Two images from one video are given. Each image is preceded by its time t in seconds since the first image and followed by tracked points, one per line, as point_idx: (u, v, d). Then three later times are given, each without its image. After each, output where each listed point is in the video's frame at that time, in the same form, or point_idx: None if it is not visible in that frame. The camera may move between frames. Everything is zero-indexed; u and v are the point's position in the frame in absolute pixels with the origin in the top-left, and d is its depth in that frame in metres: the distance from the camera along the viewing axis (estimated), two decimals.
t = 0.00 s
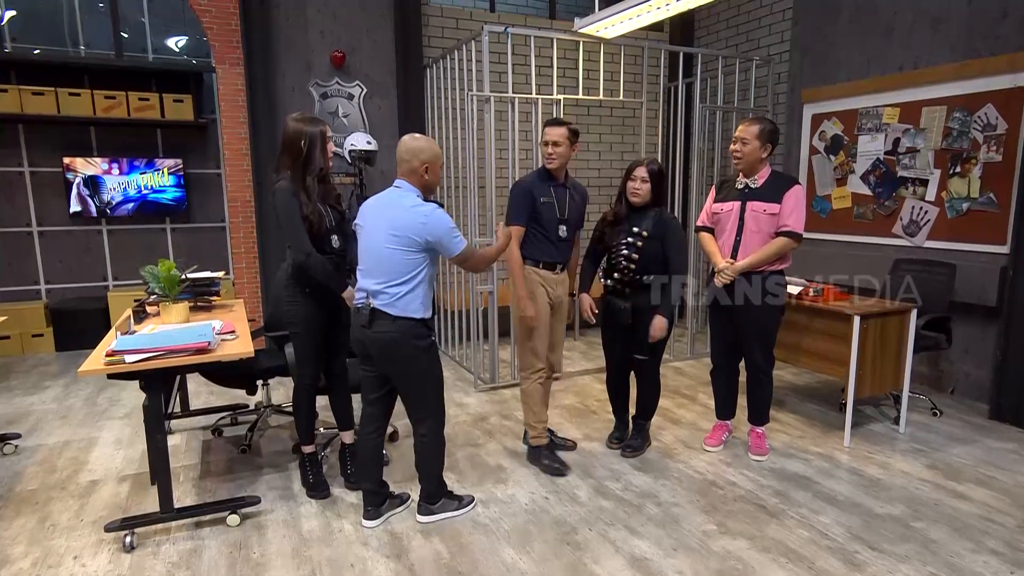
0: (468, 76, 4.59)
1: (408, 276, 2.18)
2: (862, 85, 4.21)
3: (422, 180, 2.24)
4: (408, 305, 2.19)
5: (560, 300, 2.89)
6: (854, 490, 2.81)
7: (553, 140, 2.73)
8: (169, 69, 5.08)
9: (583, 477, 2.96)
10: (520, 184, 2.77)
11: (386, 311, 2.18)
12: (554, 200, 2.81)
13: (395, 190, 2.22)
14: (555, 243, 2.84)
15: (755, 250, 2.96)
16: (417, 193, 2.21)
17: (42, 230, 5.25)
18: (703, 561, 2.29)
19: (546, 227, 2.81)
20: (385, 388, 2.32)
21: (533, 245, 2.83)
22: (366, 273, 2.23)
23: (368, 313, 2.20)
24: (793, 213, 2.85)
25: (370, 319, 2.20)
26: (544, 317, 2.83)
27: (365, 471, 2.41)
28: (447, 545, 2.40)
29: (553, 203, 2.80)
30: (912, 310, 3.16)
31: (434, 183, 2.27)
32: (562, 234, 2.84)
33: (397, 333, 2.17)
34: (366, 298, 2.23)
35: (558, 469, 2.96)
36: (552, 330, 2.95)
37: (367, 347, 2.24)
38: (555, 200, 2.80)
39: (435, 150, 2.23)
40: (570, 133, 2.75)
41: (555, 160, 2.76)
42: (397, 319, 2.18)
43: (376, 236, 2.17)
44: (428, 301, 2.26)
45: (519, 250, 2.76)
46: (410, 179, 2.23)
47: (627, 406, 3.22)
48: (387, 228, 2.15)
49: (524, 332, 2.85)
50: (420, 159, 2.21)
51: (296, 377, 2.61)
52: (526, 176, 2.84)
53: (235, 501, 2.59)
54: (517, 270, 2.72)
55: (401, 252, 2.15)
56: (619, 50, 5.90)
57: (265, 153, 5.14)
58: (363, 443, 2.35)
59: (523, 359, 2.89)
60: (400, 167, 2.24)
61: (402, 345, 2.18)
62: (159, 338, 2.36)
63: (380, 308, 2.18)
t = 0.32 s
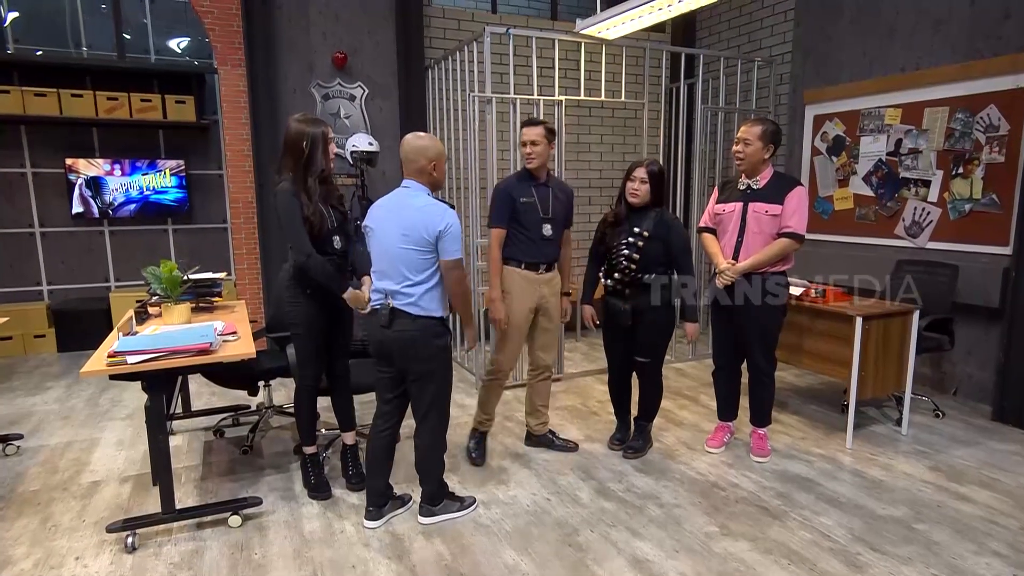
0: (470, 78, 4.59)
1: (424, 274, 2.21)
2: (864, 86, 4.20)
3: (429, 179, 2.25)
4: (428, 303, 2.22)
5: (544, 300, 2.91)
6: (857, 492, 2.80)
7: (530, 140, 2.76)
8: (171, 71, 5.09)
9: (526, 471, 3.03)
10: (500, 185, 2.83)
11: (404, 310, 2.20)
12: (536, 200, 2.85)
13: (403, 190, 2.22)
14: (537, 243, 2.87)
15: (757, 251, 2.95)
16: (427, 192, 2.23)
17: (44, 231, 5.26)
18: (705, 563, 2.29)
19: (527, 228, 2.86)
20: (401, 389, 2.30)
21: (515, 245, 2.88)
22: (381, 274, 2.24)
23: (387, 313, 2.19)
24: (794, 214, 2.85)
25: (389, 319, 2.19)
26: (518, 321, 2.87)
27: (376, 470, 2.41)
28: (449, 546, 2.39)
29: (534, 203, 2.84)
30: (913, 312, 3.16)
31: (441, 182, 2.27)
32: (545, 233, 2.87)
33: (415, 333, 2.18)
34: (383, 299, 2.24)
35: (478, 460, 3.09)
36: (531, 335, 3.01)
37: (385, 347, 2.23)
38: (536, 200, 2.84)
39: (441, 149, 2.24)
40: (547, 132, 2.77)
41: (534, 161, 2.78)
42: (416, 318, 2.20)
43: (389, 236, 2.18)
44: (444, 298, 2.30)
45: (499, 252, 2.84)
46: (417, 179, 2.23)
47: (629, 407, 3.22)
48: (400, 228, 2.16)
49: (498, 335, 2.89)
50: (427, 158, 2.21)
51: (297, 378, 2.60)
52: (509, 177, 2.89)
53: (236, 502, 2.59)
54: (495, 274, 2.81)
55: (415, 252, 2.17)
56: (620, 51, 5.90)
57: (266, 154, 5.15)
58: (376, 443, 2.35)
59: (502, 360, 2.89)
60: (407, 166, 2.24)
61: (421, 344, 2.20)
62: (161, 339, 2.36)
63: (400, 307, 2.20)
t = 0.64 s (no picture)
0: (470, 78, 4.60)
1: (412, 275, 2.20)
2: (866, 87, 4.20)
3: (422, 180, 2.25)
4: (415, 304, 2.21)
5: (515, 300, 2.98)
6: (857, 493, 2.80)
7: (483, 144, 2.81)
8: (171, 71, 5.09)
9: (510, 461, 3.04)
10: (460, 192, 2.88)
11: (389, 310, 2.22)
12: (495, 204, 2.90)
13: (394, 190, 2.24)
14: (501, 245, 2.93)
15: (757, 251, 2.95)
16: (417, 193, 2.22)
17: (46, 231, 5.27)
18: (706, 564, 2.28)
19: (490, 231, 2.91)
20: (394, 389, 2.31)
21: (480, 249, 2.94)
22: (372, 273, 2.28)
23: (378, 313, 2.22)
24: (796, 215, 2.84)
25: (381, 319, 2.21)
26: (491, 320, 2.95)
27: (376, 470, 2.41)
28: (450, 546, 2.39)
29: (494, 207, 2.89)
30: (914, 313, 3.17)
31: (434, 183, 2.27)
32: (508, 235, 2.93)
33: (410, 333, 2.20)
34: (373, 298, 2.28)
35: (466, 457, 3.14)
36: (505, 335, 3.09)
37: (377, 349, 2.24)
38: (495, 203, 2.89)
39: (435, 150, 2.24)
40: (499, 135, 2.82)
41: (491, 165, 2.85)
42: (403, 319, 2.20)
43: (377, 237, 2.20)
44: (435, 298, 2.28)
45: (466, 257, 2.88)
46: (411, 180, 2.24)
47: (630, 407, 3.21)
48: (385, 230, 2.17)
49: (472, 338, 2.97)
50: (421, 159, 2.21)
51: (298, 378, 2.60)
52: (467, 183, 2.94)
53: (237, 502, 2.59)
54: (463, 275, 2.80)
55: (398, 253, 2.17)
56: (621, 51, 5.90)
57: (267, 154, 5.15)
58: (372, 443, 2.35)
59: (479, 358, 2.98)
60: (400, 167, 2.24)
61: (413, 345, 2.20)
62: (161, 339, 2.36)
63: (389, 308, 2.21)
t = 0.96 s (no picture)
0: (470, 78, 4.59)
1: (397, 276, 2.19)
2: (866, 87, 4.20)
3: (412, 181, 2.25)
4: (399, 306, 2.20)
5: (494, 298, 3.02)
6: (858, 493, 2.80)
7: (460, 146, 2.82)
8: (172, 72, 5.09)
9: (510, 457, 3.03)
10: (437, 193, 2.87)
11: (375, 311, 2.22)
12: (472, 205, 2.92)
13: (382, 191, 2.24)
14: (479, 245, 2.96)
15: (758, 251, 2.95)
16: (404, 194, 2.21)
17: (46, 231, 5.27)
18: (706, 563, 2.28)
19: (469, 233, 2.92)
20: (387, 388, 2.32)
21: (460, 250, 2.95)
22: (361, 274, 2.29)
23: (366, 314, 2.23)
24: (797, 215, 2.84)
25: (368, 320, 2.23)
26: (469, 320, 2.98)
27: (373, 470, 2.41)
28: (450, 546, 2.39)
29: (471, 207, 2.91)
30: (914, 313, 3.17)
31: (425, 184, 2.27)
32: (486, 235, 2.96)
33: (403, 335, 2.20)
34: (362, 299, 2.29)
35: (466, 457, 3.14)
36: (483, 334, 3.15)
37: (366, 350, 2.25)
38: (472, 204, 2.91)
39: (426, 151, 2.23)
40: (475, 136, 2.85)
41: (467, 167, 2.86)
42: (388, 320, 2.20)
43: (364, 239, 2.22)
44: (422, 299, 2.27)
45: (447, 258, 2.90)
46: (400, 181, 2.23)
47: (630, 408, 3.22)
48: (370, 232, 2.18)
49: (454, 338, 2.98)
50: (411, 160, 2.21)
51: (298, 378, 2.60)
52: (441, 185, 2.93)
53: (237, 502, 2.58)
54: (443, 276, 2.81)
55: (381, 255, 2.17)
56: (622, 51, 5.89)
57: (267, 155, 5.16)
58: (366, 443, 2.35)
59: (458, 358, 3.00)
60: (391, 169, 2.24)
61: (403, 346, 2.20)
62: (161, 339, 2.36)
63: (375, 310, 2.22)
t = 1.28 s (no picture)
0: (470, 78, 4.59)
1: (408, 280, 2.21)
2: (866, 87, 4.20)
3: (423, 186, 2.24)
4: (411, 309, 2.21)
5: (485, 295, 3.07)
6: (858, 493, 2.79)
7: (456, 144, 2.83)
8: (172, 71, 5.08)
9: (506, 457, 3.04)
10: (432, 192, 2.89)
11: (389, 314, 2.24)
12: (467, 203, 2.93)
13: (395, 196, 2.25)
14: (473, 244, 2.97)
15: (758, 251, 2.95)
16: (416, 199, 2.21)
17: (46, 231, 5.27)
18: (706, 563, 2.28)
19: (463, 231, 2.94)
20: (402, 387, 2.32)
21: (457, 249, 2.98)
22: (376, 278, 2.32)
23: (380, 317, 2.25)
24: (797, 215, 2.84)
25: (383, 323, 2.24)
26: (464, 317, 3.03)
27: (380, 468, 2.40)
28: (450, 546, 2.39)
29: (466, 206, 2.92)
30: (914, 313, 3.17)
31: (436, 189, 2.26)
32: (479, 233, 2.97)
33: (416, 336, 2.21)
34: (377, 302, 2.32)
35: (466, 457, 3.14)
36: (476, 332, 3.19)
37: (382, 352, 2.26)
38: (467, 203, 2.92)
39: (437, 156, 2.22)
40: (471, 135, 2.85)
41: (462, 165, 2.86)
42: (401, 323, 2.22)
43: (377, 243, 2.24)
44: (434, 302, 2.27)
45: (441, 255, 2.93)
46: (411, 186, 2.23)
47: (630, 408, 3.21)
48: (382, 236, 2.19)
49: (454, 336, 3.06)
50: (422, 165, 2.20)
51: (298, 378, 2.60)
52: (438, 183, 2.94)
53: (237, 502, 2.58)
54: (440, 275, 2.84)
55: (393, 259, 2.19)
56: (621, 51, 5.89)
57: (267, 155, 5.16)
58: (377, 441, 2.35)
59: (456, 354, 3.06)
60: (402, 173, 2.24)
61: (416, 347, 2.21)
62: (161, 339, 2.36)
63: (388, 313, 2.23)
